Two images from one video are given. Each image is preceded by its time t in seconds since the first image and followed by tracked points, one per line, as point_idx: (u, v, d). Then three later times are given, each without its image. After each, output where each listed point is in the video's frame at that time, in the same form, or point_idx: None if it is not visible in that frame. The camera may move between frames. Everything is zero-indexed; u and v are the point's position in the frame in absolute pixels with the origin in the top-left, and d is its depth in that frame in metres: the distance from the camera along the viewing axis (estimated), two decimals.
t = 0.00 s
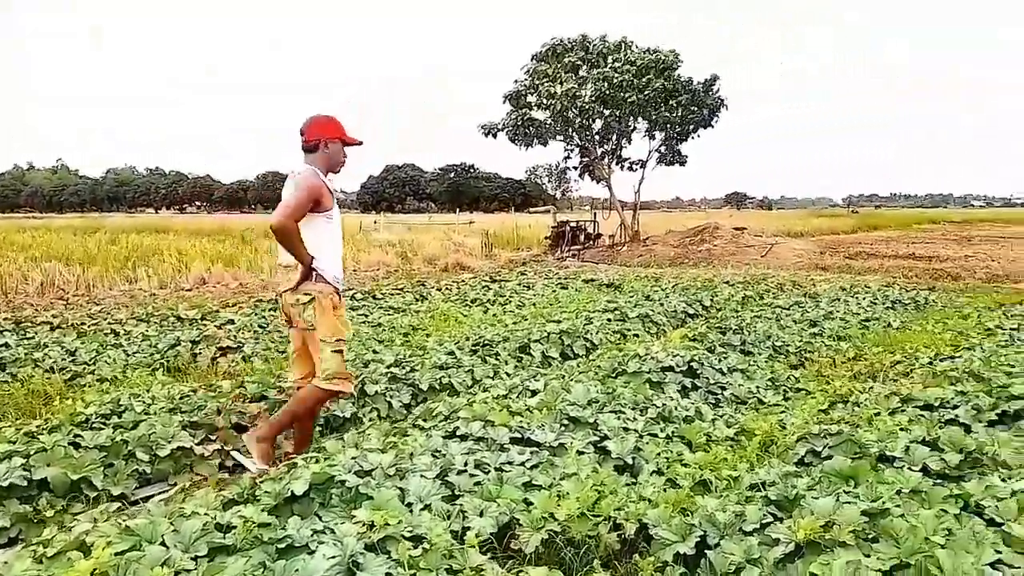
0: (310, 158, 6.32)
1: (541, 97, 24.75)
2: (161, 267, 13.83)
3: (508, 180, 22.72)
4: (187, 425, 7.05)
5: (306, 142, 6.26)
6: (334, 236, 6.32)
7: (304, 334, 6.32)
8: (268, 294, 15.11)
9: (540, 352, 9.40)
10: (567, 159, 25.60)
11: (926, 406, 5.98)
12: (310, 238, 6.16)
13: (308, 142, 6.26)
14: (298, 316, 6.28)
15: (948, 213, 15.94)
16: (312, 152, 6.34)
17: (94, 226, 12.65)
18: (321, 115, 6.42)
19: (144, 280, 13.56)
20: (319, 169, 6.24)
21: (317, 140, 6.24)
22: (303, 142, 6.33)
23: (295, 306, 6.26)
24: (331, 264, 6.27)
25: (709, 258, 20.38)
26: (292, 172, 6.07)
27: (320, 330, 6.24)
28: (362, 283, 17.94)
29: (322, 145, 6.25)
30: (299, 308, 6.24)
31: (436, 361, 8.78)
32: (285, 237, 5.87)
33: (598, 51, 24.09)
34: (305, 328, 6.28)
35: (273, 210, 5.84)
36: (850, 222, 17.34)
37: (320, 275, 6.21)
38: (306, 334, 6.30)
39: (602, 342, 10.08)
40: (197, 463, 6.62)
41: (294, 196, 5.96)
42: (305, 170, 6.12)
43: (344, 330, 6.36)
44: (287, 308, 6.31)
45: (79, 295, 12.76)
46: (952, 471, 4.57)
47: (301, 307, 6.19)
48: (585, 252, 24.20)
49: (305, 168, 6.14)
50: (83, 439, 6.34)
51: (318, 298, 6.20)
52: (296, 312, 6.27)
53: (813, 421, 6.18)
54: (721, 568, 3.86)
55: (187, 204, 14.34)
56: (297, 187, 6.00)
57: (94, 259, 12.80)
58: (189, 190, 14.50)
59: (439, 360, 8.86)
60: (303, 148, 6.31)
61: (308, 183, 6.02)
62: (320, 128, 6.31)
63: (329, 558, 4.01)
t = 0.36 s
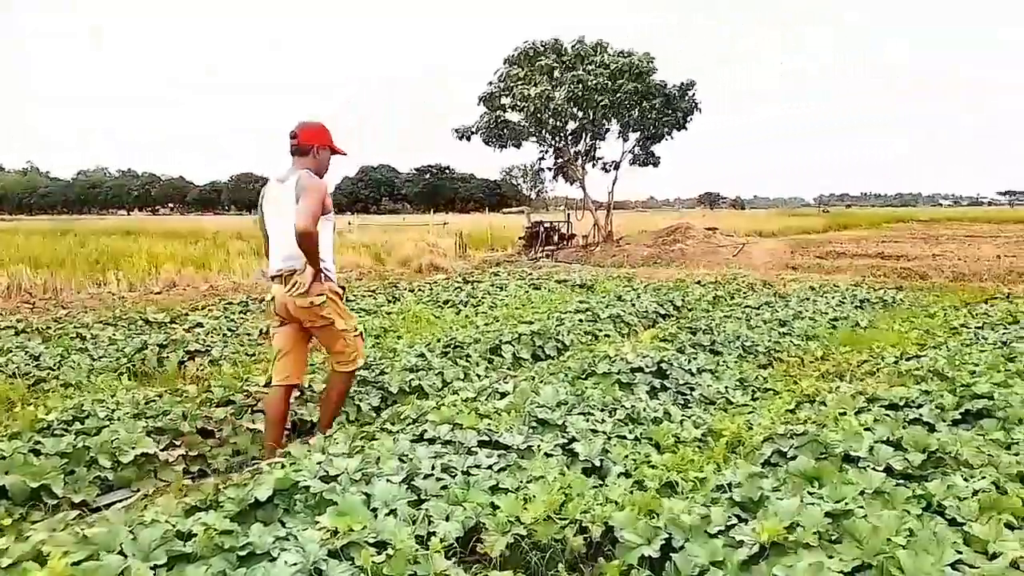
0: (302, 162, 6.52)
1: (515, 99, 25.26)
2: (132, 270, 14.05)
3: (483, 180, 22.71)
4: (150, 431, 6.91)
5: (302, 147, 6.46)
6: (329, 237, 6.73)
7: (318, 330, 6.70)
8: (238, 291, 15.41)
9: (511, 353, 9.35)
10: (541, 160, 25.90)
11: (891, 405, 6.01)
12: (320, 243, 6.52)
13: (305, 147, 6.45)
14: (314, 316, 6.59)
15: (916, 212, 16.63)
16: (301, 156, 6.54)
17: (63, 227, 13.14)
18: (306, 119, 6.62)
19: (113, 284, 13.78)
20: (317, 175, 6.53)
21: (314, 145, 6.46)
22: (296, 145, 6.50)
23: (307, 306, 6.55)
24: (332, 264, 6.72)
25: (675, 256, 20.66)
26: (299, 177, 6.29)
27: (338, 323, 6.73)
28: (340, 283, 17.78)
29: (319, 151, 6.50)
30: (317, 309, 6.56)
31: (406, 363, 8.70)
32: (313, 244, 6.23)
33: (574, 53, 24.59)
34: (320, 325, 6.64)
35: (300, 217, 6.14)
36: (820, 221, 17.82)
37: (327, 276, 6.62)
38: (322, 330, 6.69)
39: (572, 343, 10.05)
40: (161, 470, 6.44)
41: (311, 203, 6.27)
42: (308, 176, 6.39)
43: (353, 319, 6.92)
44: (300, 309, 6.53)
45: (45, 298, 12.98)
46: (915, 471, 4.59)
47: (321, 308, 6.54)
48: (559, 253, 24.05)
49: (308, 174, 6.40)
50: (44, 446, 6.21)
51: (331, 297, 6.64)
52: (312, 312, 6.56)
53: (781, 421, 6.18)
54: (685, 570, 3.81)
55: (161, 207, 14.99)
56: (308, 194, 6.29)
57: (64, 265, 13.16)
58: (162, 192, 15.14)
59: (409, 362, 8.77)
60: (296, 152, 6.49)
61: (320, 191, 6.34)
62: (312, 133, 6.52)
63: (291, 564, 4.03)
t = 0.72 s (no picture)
0: (313, 173, 6.54)
1: (492, 101, 25.34)
2: (104, 271, 14.22)
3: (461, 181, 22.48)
4: (123, 435, 6.63)
5: (317, 158, 6.47)
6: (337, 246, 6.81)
7: (318, 335, 6.63)
8: (214, 295, 14.99)
9: (486, 355, 9.25)
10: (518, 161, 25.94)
11: (867, 407, 5.96)
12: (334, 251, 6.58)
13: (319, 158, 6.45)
14: (319, 319, 6.56)
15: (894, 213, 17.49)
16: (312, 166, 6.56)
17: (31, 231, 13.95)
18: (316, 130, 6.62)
19: (89, 287, 13.93)
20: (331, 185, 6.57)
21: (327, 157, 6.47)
22: (309, 156, 6.51)
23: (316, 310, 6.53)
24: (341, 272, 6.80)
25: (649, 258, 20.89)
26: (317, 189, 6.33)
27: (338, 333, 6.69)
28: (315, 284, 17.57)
29: (332, 162, 6.54)
30: (324, 312, 6.55)
31: (380, 366, 8.50)
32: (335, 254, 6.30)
33: (552, 57, 24.88)
34: (322, 330, 6.59)
35: (325, 229, 6.21)
36: (795, 222, 18.95)
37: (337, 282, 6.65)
38: (322, 336, 6.62)
39: (549, 345, 9.96)
40: (133, 474, 6.21)
41: (330, 214, 6.34)
42: (324, 187, 6.43)
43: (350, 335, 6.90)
44: (310, 311, 6.50)
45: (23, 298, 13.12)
46: (890, 474, 4.55)
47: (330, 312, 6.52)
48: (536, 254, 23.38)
49: (324, 184, 6.45)
50: (14, 450, 5.99)
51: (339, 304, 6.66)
52: (319, 315, 6.53)
53: (758, 423, 6.11)
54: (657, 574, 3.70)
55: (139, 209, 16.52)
56: (327, 205, 6.35)
57: (39, 266, 13.55)
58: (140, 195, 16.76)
59: (383, 364, 8.60)
60: (308, 163, 6.49)
61: (339, 202, 6.42)
62: (324, 143, 6.55)
63: (258, 571, 3.89)
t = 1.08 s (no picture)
0: (321, 172, 6.73)
1: (470, 101, 25.20)
2: (82, 275, 13.96)
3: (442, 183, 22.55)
4: (95, 439, 6.33)
5: (323, 157, 6.64)
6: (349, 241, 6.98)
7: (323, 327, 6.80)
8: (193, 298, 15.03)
9: (463, 357, 9.14)
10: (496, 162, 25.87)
11: (845, 408, 5.91)
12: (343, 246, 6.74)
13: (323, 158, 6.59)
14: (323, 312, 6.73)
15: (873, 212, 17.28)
16: (320, 165, 6.74)
17: (19, 233, 13.46)
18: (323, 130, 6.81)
19: (66, 290, 13.67)
20: (338, 182, 6.74)
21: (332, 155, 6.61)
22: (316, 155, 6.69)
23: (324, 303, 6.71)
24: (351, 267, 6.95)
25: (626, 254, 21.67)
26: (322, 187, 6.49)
27: (342, 327, 6.82)
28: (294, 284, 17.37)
29: (338, 161, 6.70)
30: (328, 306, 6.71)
31: (356, 369, 8.33)
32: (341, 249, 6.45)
33: (530, 57, 24.72)
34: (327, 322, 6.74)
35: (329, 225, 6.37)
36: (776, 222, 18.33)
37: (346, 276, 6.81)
38: (326, 329, 6.76)
39: (527, 348, 9.86)
40: (107, 479, 5.99)
41: (335, 210, 6.51)
42: (329, 184, 6.60)
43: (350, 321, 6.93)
44: (316, 303, 6.69)
45: None
46: (868, 476, 4.50)
47: (336, 305, 6.69)
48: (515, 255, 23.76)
49: (330, 181, 6.61)
50: None
51: (347, 298, 6.81)
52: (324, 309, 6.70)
53: (736, 425, 6.04)
54: None
55: (118, 212, 15.29)
56: (332, 202, 6.51)
57: (18, 269, 13.29)
58: (119, 198, 15.46)
59: (359, 367, 8.45)
60: (316, 162, 6.67)
61: (344, 199, 6.58)
62: (330, 142, 6.72)
63: None
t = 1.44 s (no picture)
0: (324, 178, 6.93)
1: (451, 102, 25.16)
2: (60, 278, 13.77)
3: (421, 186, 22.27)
4: (65, 445, 6.16)
5: (325, 164, 6.84)
6: (350, 245, 7.12)
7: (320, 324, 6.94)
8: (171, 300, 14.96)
9: (441, 360, 9.05)
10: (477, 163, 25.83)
11: (820, 409, 5.88)
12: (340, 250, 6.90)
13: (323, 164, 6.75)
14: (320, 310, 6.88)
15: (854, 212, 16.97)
16: (324, 171, 6.94)
17: None
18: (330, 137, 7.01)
19: (43, 293, 13.44)
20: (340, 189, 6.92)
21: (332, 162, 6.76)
22: (320, 162, 6.90)
23: (320, 302, 6.86)
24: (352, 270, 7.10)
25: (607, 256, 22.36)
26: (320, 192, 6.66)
27: (337, 327, 6.92)
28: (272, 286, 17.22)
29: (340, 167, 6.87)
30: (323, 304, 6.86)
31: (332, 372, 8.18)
32: (332, 251, 6.60)
33: (510, 58, 24.55)
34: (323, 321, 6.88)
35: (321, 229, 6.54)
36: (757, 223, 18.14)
37: (344, 277, 6.95)
38: (321, 328, 6.89)
39: (507, 351, 9.77)
40: (77, 485, 5.86)
41: (331, 214, 6.66)
42: (329, 189, 6.78)
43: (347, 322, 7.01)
44: (312, 301, 6.87)
45: None
46: (843, 478, 4.47)
47: (329, 303, 6.81)
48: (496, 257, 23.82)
49: (329, 187, 6.80)
50: None
51: (341, 299, 6.92)
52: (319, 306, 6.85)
53: (715, 427, 5.98)
54: None
55: (97, 214, 14.72)
56: (330, 206, 6.67)
57: None
58: (99, 199, 14.92)
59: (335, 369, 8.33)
60: (320, 168, 6.88)
61: (341, 204, 6.73)
62: (333, 149, 6.93)
63: None
